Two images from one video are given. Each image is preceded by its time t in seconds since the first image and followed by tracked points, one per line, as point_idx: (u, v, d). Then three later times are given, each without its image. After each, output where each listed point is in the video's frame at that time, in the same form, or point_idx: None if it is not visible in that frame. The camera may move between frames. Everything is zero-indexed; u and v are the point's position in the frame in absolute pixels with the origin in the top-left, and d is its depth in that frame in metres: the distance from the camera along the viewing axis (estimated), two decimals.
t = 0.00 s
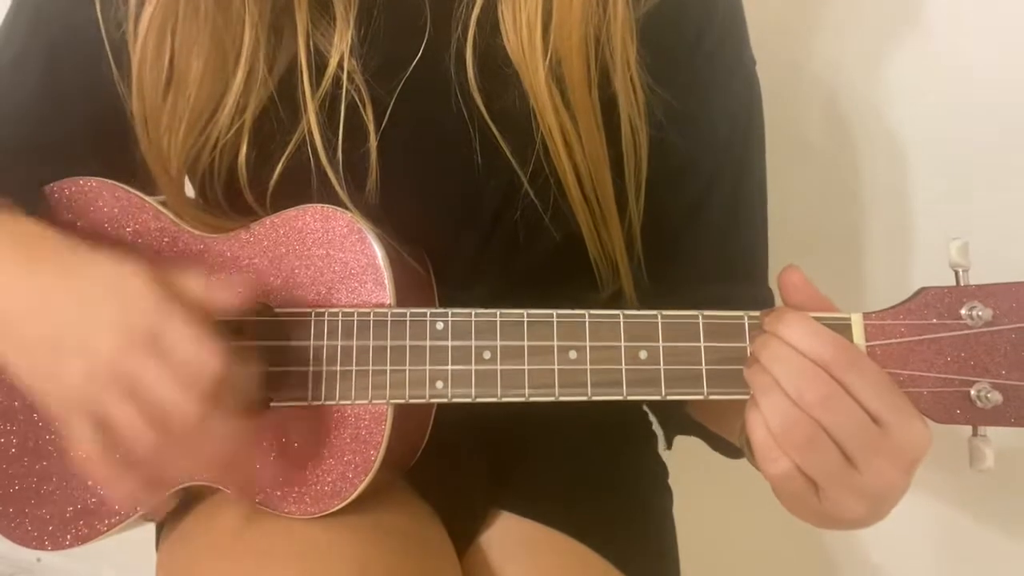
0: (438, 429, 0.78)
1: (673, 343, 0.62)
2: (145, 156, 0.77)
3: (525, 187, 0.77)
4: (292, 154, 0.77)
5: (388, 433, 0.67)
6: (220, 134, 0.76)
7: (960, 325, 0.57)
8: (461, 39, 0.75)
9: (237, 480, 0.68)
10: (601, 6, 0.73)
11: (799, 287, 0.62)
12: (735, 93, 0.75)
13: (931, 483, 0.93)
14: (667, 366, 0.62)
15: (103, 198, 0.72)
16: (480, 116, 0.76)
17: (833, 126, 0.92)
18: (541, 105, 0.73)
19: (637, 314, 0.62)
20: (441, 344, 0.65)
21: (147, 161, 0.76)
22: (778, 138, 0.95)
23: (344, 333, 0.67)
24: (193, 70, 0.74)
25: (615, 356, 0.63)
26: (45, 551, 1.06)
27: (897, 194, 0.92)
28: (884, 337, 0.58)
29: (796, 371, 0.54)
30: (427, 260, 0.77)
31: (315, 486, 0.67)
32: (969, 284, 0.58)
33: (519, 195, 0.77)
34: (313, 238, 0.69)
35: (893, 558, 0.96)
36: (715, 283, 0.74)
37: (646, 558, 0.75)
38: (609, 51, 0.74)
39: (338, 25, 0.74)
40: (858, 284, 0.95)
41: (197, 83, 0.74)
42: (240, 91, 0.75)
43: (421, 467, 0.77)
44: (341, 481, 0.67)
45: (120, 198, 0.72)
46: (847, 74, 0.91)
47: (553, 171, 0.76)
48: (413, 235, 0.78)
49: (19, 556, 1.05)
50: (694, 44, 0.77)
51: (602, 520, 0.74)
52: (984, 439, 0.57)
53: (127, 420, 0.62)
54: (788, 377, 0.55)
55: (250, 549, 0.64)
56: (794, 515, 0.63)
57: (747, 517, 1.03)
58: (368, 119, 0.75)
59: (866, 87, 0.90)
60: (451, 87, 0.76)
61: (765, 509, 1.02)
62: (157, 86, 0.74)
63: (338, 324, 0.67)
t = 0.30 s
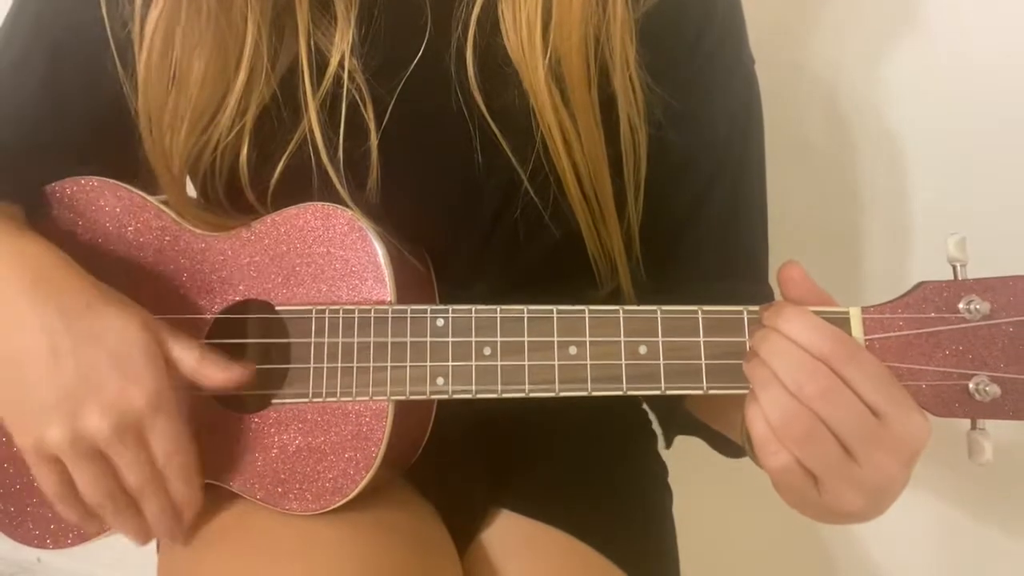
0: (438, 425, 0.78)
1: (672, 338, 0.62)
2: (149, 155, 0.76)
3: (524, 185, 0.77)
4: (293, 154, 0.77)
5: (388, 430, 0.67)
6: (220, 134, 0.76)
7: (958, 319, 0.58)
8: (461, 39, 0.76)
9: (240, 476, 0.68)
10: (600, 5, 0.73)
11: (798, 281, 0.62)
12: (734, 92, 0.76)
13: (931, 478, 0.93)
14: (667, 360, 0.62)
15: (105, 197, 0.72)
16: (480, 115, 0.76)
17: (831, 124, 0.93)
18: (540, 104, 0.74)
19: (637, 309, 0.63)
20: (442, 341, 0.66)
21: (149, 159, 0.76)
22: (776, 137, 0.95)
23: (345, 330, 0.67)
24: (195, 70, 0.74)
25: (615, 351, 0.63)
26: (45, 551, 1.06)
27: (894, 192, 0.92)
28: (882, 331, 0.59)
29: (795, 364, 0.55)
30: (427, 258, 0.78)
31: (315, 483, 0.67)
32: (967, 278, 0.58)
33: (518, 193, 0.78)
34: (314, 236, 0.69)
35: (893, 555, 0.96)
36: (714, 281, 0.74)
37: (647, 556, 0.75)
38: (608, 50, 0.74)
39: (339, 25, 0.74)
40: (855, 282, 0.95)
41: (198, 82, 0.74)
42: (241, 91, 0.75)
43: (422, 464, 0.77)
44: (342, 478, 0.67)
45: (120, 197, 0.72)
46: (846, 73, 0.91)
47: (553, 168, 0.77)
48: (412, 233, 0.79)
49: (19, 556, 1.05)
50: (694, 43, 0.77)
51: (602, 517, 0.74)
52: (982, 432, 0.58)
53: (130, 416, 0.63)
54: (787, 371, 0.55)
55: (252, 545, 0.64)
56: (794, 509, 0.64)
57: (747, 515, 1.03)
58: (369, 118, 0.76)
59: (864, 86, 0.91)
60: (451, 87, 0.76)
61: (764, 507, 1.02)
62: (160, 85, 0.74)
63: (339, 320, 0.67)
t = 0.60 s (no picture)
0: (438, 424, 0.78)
1: (672, 338, 0.62)
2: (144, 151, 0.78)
3: (524, 184, 0.77)
4: (292, 153, 0.77)
5: (388, 429, 0.67)
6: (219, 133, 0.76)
7: (957, 320, 0.58)
8: (460, 37, 0.76)
9: (237, 475, 0.67)
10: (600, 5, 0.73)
11: (798, 282, 0.63)
12: (735, 91, 0.76)
13: (931, 478, 0.93)
14: (667, 360, 0.63)
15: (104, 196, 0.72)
16: (480, 115, 0.76)
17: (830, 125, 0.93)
18: (540, 103, 0.74)
19: (637, 310, 0.63)
20: (443, 340, 0.66)
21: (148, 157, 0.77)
22: (776, 136, 0.96)
23: (346, 329, 0.67)
24: (191, 69, 0.74)
25: (615, 351, 0.63)
26: (46, 549, 1.06)
27: (893, 194, 0.92)
28: (883, 331, 0.59)
29: (795, 364, 0.55)
30: (427, 256, 0.78)
31: (314, 482, 0.67)
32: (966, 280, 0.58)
33: (519, 192, 0.78)
34: (315, 235, 0.70)
35: (891, 556, 0.96)
36: (712, 280, 0.74)
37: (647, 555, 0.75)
38: (608, 50, 0.74)
39: (339, 25, 0.74)
40: (854, 282, 0.95)
41: (197, 81, 0.75)
42: (240, 89, 0.75)
43: (422, 463, 0.77)
44: (341, 476, 0.67)
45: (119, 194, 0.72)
46: (845, 73, 0.91)
47: (552, 168, 0.77)
48: (411, 231, 0.79)
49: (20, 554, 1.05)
50: (694, 43, 0.77)
51: (602, 517, 0.74)
52: (982, 434, 0.58)
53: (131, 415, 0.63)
54: (787, 371, 0.55)
55: (252, 543, 0.64)
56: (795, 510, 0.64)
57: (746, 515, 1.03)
58: (369, 116, 0.76)
59: (863, 87, 0.91)
60: (451, 86, 0.76)
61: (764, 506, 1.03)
62: (155, 85, 0.75)
63: (339, 319, 0.67)
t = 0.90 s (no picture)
0: (439, 421, 0.79)
1: (671, 333, 0.63)
2: (150, 163, 0.78)
3: (524, 183, 0.78)
4: (293, 154, 0.78)
5: (388, 427, 0.67)
6: (222, 135, 0.77)
7: (955, 313, 0.58)
8: (461, 38, 0.76)
9: (238, 472, 0.68)
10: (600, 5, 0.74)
11: (794, 276, 0.63)
12: (734, 92, 0.76)
13: (930, 475, 0.93)
14: (666, 355, 0.63)
15: (105, 197, 0.73)
16: (480, 114, 0.77)
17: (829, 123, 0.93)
18: (540, 102, 0.74)
19: (636, 305, 0.63)
20: (442, 337, 0.66)
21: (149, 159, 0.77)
22: (776, 136, 0.96)
23: (345, 327, 0.67)
24: (193, 71, 0.75)
25: (614, 347, 0.63)
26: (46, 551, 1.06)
27: (891, 191, 0.93)
28: (880, 324, 0.59)
29: (794, 357, 0.55)
30: (427, 255, 0.78)
31: (315, 481, 0.68)
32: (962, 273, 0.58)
33: (518, 190, 0.78)
34: (315, 234, 0.70)
35: (892, 553, 0.97)
36: (714, 277, 0.75)
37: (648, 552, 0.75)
38: (608, 50, 0.75)
39: (340, 26, 0.75)
40: (851, 280, 0.96)
41: (199, 84, 0.75)
42: (244, 94, 0.76)
43: (422, 461, 0.77)
44: (343, 474, 0.67)
45: (121, 197, 0.72)
46: (844, 72, 0.92)
47: (552, 166, 0.77)
48: (411, 232, 0.79)
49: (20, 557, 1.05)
50: (694, 42, 0.77)
51: (601, 515, 0.74)
52: (980, 426, 0.58)
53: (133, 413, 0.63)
54: (785, 365, 0.55)
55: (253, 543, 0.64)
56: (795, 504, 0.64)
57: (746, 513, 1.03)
58: (370, 117, 0.76)
59: (862, 86, 0.91)
60: (452, 86, 0.77)
61: (763, 505, 1.03)
62: (157, 89, 0.75)
63: (339, 318, 0.68)
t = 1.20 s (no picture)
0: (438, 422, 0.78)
1: (672, 338, 0.62)
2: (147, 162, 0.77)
3: (525, 183, 0.77)
4: (293, 156, 0.77)
5: (388, 428, 0.67)
6: (221, 135, 0.76)
7: (957, 320, 0.58)
8: (461, 39, 0.76)
9: (233, 471, 0.67)
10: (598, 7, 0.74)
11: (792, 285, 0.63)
12: (735, 93, 0.76)
13: (930, 478, 0.93)
14: (667, 360, 0.63)
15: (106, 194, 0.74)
16: (481, 114, 0.76)
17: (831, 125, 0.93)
18: (540, 103, 0.74)
19: (637, 309, 0.63)
20: (443, 339, 0.66)
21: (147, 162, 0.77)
22: (778, 136, 0.96)
23: (346, 328, 0.67)
24: (190, 72, 0.75)
25: (615, 351, 0.63)
26: (45, 550, 1.06)
27: (893, 193, 0.93)
28: (882, 331, 0.59)
29: (797, 362, 0.55)
30: (427, 255, 0.78)
31: (313, 482, 0.67)
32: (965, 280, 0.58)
33: (519, 191, 0.78)
34: (316, 235, 0.69)
35: (891, 556, 0.97)
36: (714, 280, 0.75)
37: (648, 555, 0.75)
38: (608, 52, 0.74)
39: (341, 26, 0.75)
40: (850, 281, 0.96)
41: (197, 84, 0.75)
42: (243, 95, 0.76)
43: (422, 463, 0.77)
44: (342, 476, 0.67)
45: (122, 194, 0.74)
46: (844, 72, 0.91)
47: (553, 166, 0.77)
48: (413, 231, 0.78)
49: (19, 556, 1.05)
50: (694, 44, 0.77)
51: (601, 519, 0.74)
52: (981, 434, 0.58)
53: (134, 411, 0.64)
54: (789, 369, 0.55)
55: (252, 544, 0.64)
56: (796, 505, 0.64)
57: (744, 516, 1.03)
58: (372, 118, 0.76)
59: (864, 88, 0.91)
60: (453, 85, 0.76)
61: (762, 507, 1.03)
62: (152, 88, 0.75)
63: (339, 319, 0.67)
